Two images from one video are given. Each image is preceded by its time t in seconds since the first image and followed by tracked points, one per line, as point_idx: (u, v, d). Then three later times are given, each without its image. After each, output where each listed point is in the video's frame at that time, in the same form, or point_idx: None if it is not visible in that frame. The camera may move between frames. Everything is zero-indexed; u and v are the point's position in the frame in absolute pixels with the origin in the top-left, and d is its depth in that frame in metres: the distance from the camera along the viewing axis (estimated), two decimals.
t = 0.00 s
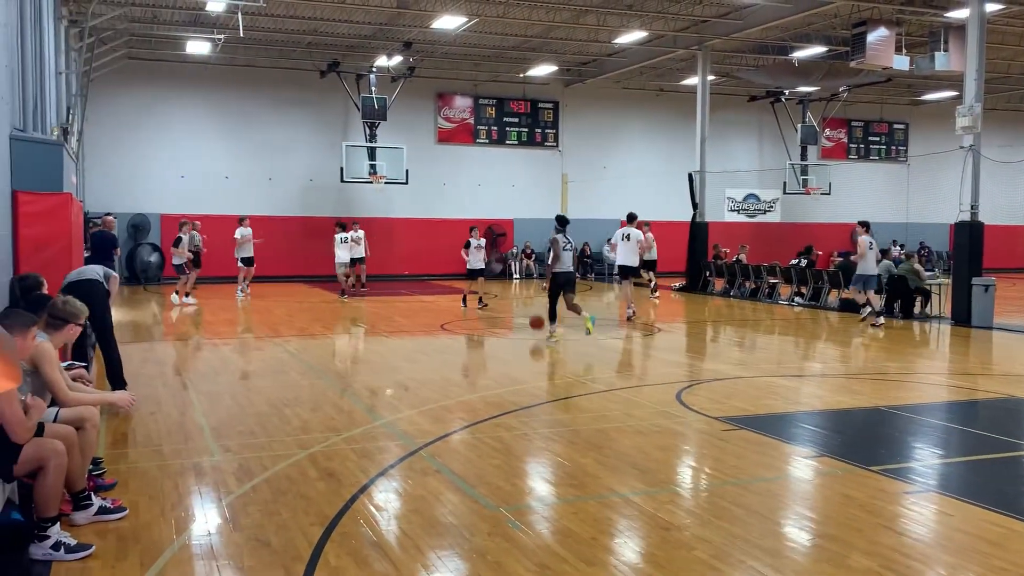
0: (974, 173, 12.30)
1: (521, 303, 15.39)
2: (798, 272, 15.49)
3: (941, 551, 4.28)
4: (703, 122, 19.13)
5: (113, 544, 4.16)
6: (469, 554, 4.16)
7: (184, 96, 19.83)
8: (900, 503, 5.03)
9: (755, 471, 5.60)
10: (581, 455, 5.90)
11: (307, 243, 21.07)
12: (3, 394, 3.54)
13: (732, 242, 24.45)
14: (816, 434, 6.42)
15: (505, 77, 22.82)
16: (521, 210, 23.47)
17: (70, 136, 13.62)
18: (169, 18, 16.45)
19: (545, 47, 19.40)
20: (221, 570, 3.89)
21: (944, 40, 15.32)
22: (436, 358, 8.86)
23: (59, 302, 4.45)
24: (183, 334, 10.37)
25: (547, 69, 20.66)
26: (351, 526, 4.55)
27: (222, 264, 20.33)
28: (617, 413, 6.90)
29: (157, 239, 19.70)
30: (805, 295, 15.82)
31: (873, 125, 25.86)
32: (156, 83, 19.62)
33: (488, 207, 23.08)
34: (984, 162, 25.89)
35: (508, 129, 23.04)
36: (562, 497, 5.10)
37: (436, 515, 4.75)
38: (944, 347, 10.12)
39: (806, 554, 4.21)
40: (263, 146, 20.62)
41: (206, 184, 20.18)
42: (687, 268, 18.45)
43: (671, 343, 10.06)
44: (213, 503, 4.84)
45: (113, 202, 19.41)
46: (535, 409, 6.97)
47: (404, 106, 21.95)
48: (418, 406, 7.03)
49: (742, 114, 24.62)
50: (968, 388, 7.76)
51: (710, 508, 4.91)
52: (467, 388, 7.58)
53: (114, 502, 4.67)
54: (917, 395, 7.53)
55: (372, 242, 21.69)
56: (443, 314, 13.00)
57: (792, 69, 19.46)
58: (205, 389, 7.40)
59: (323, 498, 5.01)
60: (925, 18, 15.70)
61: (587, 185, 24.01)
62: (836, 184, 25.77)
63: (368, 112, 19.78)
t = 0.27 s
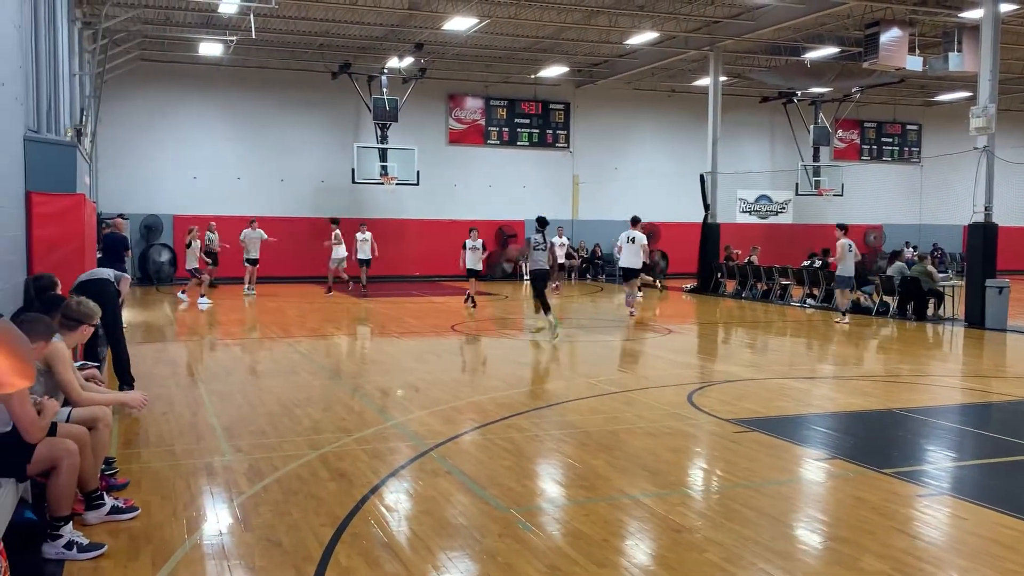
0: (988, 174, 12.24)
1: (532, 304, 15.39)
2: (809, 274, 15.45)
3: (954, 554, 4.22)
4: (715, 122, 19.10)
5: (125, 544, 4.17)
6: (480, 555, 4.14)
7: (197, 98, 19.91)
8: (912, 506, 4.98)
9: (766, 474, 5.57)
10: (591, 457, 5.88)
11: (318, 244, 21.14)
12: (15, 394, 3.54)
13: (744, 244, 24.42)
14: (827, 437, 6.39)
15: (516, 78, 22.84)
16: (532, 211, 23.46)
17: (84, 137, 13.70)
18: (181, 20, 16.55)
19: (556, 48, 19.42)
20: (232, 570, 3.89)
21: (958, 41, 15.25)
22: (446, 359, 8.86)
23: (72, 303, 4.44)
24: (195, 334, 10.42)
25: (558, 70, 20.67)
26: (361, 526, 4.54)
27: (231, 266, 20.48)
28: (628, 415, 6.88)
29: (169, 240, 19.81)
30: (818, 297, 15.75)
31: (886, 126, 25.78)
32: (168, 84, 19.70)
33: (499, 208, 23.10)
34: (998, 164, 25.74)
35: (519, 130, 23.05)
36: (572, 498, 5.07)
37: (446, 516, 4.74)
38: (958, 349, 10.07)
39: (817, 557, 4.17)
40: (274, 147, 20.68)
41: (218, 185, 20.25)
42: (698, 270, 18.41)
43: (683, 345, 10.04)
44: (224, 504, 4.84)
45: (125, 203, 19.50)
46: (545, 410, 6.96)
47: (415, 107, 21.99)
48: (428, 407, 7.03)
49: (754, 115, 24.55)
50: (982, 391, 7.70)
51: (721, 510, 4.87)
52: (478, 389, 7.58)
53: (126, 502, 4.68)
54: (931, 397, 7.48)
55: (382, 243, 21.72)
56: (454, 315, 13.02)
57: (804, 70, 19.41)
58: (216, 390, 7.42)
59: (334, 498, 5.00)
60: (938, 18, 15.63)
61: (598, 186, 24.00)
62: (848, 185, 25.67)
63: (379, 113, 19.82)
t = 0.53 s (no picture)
0: (999, 173, 12.18)
1: (541, 305, 15.38)
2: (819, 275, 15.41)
3: (965, 556, 4.18)
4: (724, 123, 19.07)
5: (136, 545, 4.18)
6: (489, 557, 4.13)
7: (206, 100, 19.99)
8: (922, 508, 4.94)
9: (775, 475, 5.55)
10: (600, 458, 5.88)
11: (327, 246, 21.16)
12: (27, 394, 3.52)
13: (753, 245, 24.38)
14: (838, 438, 6.36)
15: (524, 80, 22.86)
16: (540, 213, 23.46)
17: (94, 140, 13.76)
18: (191, 23, 16.63)
19: (564, 50, 19.45)
20: (242, 571, 3.90)
21: (968, 40, 15.19)
22: (457, 361, 8.86)
23: (83, 305, 4.45)
24: (205, 336, 10.47)
25: (566, 71, 20.68)
26: (372, 528, 4.53)
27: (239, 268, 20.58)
28: (637, 416, 6.87)
29: (178, 242, 19.89)
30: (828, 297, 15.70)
31: (895, 126, 25.72)
32: (177, 87, 19.78)
33: (507, 209, 23.10)
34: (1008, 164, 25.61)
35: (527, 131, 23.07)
36: (581, 500, 5.06)
37: (456, 517, 4.74)
38: (969, 350, 10.02)
39: (827, 559, 4.15)
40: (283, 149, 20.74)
41: (227, 187, 20.32)
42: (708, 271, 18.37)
43: (692, 346, 10.03)
44: (234, 505, 4.85)
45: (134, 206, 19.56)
46: (554, 412, 6.97)
47: (424, 109, 22.03)
48: (437, 408, 7.03)
49: (762, 115, 24.52)
50: (993, 391, 7.67)
51: (731, 512, 4.85)
52: (487, 391, 7.58)
53: (137, 504, 4.70)
54: (943, 399, 7.44)
55: (390, 245, 21.75)
56: (463, 317, 13.03)
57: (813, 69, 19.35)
58: (226, 391, 7.44)
59: (343, 500, 5.00)
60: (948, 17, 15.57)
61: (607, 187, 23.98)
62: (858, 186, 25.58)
63: (387, 115, 19.85)
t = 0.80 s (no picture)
0: (1008, 173, 12.14)
1: (548, 307, 15.38)
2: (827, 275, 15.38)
3: (975, 557, 4.16)
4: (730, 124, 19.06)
5: (145, 548, 4.19)
6: (497, 559, 4.13)
7: (212, 104, 20.05)
8: (930, 509, 4.92)
9: (783, 476, 5.53)
10: (608, 460, 5.87)
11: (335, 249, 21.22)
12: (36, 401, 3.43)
13: (760, 246, 24.37)
14: (847, 439, 6.34)
15: (530, 82, 22.88)
16: (547, 214, 23.46)
17: (101, 143, 13.81)
18: (197, 27, 16.72)
19: (570, 52, 19.48)
20: (250, 573, 3.90)
21: (975, 39, 15.14)
22: (464, 363, 8.86)
23: (91, 309, 4.43)
24: (213, 339, 10.49)
25: (572, 73, 20.71)
26: (379, 530, 4.53)
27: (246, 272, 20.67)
28: (646, 418, 6.85)
29: (186, 246, 19.97)
30: (836, 298, 15.67)
31: (902, 126, 25.68)
32: (184, 91, 19.85)
33: (514, 211, 23.11)
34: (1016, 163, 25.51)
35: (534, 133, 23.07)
36: (588, 501, 5.06)
37: (463, 519, 4.74)
38: (978, 350, 9.98)
39: (835, 560, 4.13)
40: (289, 152, 20.79)
41: (234, 190, 20.37)
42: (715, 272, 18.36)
43: (700, 347, 10.01)
44: (242, 508, 4.86)
45: (141, 209, 19.62)
46: (562, 413, 6.96)
47: (430, 112, 22.07)
48: (444, 410, 7.03)
49: (769, 116, 24.49)
50: (1002, 392, 7.63)
51: (739, 514, 4.83)
52: (494, 392, 7.58)
53: (145, 507, 4.72)
54: (953, 399, 7.41)
55: (397, 248, 21.80)
56: (470, 318, 13.03)
57: (819, 70, 19.33)
58: (234, 394, 7.46)
59: (351, 502, 5.01)
60: (955, 16, 15.53)
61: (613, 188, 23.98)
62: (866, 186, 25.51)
63: (394, 118, 19.88)
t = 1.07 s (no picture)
0: (1016, 172, 12.09)
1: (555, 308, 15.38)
2: (835, 276, 15.33)
3: (984, 557, 4.14)
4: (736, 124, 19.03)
5: (153, 550, 4.21)
6: (504, 561, 4.13)
7: (219, 107, 20.10)
8: (938, 510, 4.90)
9: (791, 477, 5.51)
10: (615, 461, 5.86)
11: (341, 251, 21.22)
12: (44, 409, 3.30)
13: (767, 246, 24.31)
14: (854, 440, 6.32)
15: (536, 83, 22.89)
16: (553, 216, 23.45)
17: (109, 147, 13.85)
18: (204, 30, 16.80)
19: (576, 54, 19.51)
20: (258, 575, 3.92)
21: (982, 38, 15.10)
22: (470, 365, 8.86)
23: (100, 312, 4.33)
24: (220, 341, 10.52)
25: (578, 74, 20.71)
26: (387, 532, 4.54)
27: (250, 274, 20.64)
28: (653, 419, 6.84)
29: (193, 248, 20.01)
30: (843, 298, 15.63)
31: (909, 126, 25.61)
32: (191, 94, 19.90)
33: (519, 212, 23.11)
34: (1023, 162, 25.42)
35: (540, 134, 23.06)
36: (595, 503, 5.05)
37: (470, 520, 4.74)
38: (986, 350, 9.95)
39: (843, 561, 4.11)
40: (295, 154, 20.83)
41: (241, 193, 20.42)
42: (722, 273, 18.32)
43: (707, 348, 10.00)
44: (250, 510, 4.87)
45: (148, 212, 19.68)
46: (569, 415, 6.96)
47: (436, 113, 22.09)
48: (451, 412, 7.03)
49: (776, 116, 24.46)
50: (1010, 392, 7.61)
51: (747, 515, 4.82)
52: (501, 394, 7.59)
53: (154, 509, 4.73)
54: (962, 399, 7.38)
55: (403, 250, 21.81)
56: (477, 320, 13.03)
57: (826, 70, 19.29)
58: (242, 396, 7.48)
59: (358, 504, 5.01)
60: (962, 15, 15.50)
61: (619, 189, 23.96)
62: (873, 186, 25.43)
63: (400, 120, 19.90)
